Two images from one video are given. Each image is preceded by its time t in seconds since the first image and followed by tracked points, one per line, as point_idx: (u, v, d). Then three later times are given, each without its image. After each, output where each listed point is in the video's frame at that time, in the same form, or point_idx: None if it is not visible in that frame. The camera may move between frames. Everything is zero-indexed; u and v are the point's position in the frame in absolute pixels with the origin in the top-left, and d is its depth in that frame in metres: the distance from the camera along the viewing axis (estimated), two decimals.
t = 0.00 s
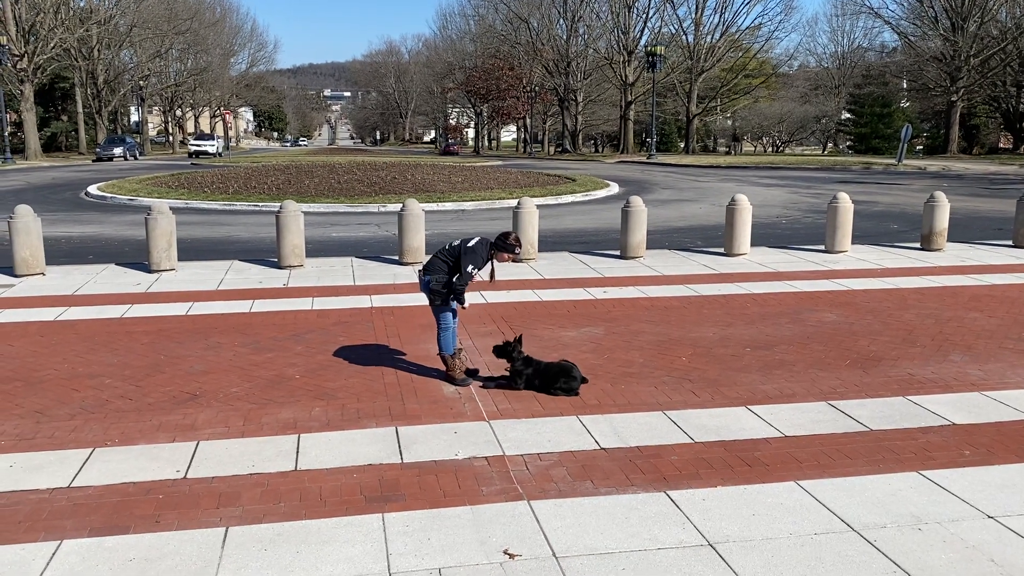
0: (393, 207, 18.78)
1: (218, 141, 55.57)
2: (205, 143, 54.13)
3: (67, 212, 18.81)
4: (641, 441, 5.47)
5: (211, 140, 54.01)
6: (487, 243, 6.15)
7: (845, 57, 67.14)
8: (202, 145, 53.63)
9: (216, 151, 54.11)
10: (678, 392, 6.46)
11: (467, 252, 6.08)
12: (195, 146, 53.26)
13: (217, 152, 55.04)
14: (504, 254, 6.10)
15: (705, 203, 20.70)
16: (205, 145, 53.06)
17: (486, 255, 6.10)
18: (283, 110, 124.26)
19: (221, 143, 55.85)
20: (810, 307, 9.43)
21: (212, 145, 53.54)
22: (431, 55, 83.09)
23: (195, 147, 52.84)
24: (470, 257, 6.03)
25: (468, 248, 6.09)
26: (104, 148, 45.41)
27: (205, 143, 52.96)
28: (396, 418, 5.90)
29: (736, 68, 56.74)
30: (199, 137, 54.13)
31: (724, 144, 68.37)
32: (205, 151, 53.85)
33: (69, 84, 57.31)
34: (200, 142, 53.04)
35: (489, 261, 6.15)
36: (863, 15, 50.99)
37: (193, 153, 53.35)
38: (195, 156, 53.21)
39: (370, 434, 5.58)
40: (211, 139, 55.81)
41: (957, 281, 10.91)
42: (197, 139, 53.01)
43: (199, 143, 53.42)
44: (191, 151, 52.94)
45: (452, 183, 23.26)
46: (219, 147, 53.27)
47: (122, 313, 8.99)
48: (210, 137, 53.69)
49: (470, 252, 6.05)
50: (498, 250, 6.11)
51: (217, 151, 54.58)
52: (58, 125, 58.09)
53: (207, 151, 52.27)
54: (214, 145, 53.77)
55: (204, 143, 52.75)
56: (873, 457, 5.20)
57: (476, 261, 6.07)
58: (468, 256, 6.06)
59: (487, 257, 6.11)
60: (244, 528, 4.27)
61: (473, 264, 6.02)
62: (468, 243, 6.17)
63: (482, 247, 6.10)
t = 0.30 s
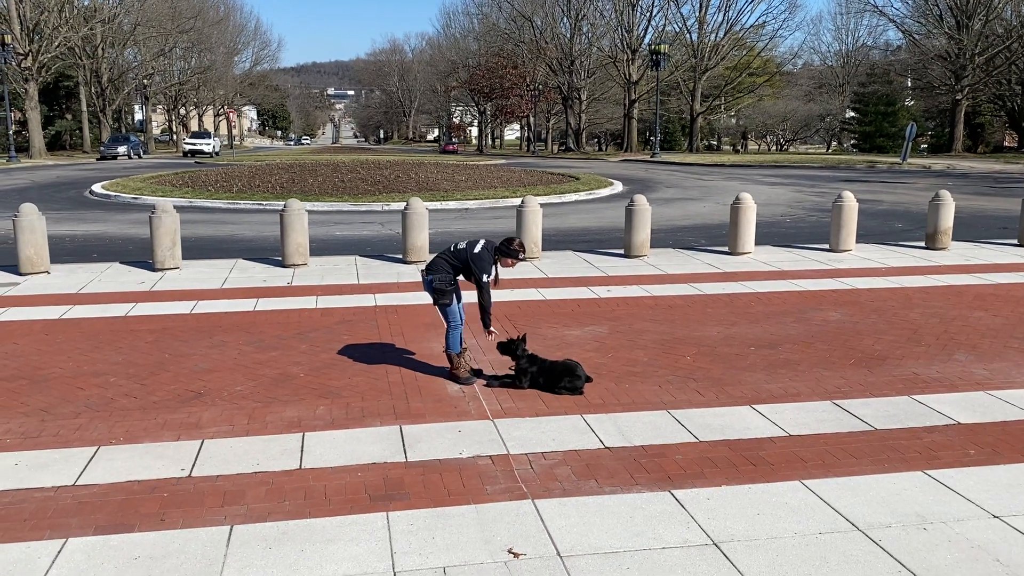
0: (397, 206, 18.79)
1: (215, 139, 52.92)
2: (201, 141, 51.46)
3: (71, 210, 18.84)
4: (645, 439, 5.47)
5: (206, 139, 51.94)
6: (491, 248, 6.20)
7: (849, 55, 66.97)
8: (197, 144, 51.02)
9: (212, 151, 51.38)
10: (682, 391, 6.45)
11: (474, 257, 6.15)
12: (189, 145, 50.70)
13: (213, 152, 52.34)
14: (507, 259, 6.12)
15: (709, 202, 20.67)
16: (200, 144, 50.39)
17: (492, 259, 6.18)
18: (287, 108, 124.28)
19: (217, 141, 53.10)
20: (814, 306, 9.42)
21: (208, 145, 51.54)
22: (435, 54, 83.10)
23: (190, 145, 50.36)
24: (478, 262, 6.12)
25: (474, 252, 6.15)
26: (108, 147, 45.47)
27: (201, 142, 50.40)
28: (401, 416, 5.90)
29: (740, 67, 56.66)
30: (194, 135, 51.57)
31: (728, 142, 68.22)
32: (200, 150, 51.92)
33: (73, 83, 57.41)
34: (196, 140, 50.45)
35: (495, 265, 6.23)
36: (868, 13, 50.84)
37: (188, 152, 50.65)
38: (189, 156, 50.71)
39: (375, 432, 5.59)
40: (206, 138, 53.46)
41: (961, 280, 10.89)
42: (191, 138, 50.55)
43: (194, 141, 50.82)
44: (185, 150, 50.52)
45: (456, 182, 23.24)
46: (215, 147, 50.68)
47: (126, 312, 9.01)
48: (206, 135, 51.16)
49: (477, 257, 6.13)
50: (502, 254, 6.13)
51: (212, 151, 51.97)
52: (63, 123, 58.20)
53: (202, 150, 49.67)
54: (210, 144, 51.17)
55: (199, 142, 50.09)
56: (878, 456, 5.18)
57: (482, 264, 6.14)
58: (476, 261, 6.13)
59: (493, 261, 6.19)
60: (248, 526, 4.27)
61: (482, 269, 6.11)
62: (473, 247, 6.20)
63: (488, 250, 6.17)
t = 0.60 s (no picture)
0: (402, 204, 18.80)
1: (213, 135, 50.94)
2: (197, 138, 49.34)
3: (76, 208, 18.87)
4: (650, 438, 5.47)
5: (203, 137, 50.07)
6: (499, 253, 6.23)
7: (854, 53, 66.82)
8: (191, 142, 48.88)
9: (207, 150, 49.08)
10: (687, 389, 6.45)
11: (481, 262, 6.17)
12: (184, 143, 48.57)
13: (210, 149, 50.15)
14: (514, 265, 6.16)
15: (714, 200, 20.66)
16: (196, 143, 48.30)
17: (500, 265, 6.22)
18: (291, 106, 124.38)
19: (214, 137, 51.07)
20: (819, 304, 9.41)
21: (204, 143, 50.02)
22: (439, 52, 83.08)
23: (185, 142, 48.29)
24: (487, 268, 6.15)
25: (482, 257, 6.17)
26: (113, 145, 45.53)
27: (196, 139, 48.24)
28: (405, 414, 5.90)
29: (744, 65, 56.53)
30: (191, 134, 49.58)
31: (732, 140, 68.15)
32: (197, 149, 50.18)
33: (78, 81, 57.49)
34: (191, 138, 48.23)
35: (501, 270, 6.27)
36: (872, 10, 50.74)
37: (183, 150, 48.47)
38: (184, 155, 48.72)
39: (379, 430, 5.59)
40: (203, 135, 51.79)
41: (967, 279, 10.87)
42: (186, 135, 48.60)
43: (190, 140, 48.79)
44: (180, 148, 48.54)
45: (460, 180, 23.26)
46: (211, 145, 48.47)
47: (131, 310, 9.03)
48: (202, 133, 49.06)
49: (485, 262, 6.16)
50: (509, 261, 6.19)
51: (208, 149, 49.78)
52: (67, 121, 58.21)
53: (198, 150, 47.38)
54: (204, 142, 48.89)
55: (193, 140, 47.79)
56: (883, 455, 5.17)
57: (490, 270, 6.16)
58: (484, 265, 6.16)
59: (500, 266, 6.23)
60: (253, 524, 4.28)
61: (491, 274, 6.15)
62: (480, 251, 6.22)
63: (495, 255, 6.21)
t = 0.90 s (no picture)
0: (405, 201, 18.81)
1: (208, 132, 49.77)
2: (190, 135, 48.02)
3: (81, 205, 18.92)
4: (654, 435, 5.47)
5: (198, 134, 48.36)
6: (501, 257, 6.20)
7: (859, 50, 66.64)
8: (186, 139, 48.25)
9: (200, 149, 47.64)
10: (690, 387, 6.45)
11: (482, 264, 6.15)
12: (177, 140, 47.27)
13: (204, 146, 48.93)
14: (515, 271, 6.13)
15: (718, 197, 20.64)
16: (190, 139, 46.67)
17: (501, 269, 6.20)
18: (295, 103, 124.44)
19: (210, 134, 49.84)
20: (823, 302, 9.39)
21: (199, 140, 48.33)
22: (443, 49, 83.03)
23: (177, 140, 46.99)
24: (487, 270, 6.13)
25: (485, 259, 6.15)
26: (117, 141, 45.58)
27: (189, 136, 46.96)
28: (409, 411, 5.91)
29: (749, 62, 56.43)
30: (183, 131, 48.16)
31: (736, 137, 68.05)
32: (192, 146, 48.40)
33: (82, 78, 57.57)
34: (185, 135, 46.85)
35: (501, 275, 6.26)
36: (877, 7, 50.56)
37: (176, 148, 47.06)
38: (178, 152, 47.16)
39: (383, 427, 5.61)
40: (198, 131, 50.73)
41: (972, 276, 10.84)
42: (179, 132, 47.31)
43: (183, 137, 47.44)
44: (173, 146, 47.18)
45: (464, 177, 23.26)
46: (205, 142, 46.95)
47: (136, 306, 9.05)
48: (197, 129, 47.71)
49: (487, 264, 6.14)
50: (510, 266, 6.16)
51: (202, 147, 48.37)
52: (72, 118, 58.33)
53: (191, 148, 45.97)
54: (197, 140, 47.44)
55: (186, 137, 46.27)
56: (887, 452, 5.17)
57: (490, 273, 6.15)
58: (485, 268, 6.14)
59: (500, 271, 6.22)
60: (257, 520, 4.29)
61: (491, 278, 6.14)
62: (483, 253, 6.19)
63: (497, 259, 6.19)
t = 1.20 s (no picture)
0: (409, 196, 18.81)
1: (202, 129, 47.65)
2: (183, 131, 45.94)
3: (86, 200, 18.96)
4: (657, 431, 5.47)
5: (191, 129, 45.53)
6: (491, 265, 6.04)
7: (864, 46, 66.37)
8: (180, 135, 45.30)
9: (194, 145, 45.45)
10: (694, 383, 6.45)
11: (471, 270, 6.01)
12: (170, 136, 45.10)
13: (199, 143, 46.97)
14: (503, 282, 5.95)
15: (722, 193, 20.61)
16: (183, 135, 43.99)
17: (489, 277, 6.04)
18: (299, 99, 124.51)
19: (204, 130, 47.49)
20: (828, 298, 9.37)
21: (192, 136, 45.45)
22: (447, 44, 82.96)
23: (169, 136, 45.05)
24: (474, 278, 5.99)
25: (473, 265, 6.02)
26: (121, 137, 45.62)
27: (181, 132, 44.93)
28: (412, 407, 5.92)
29: (753, 58, 56.34)
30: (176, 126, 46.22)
31: (741, 134, 67.90)
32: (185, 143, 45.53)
33: (87, 74, 57.68)
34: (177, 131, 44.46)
35: (490, 283, 6.09)
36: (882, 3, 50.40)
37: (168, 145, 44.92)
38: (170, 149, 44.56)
39: (387, 422, 5.62)
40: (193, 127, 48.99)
41: (977, 273, 10.81)
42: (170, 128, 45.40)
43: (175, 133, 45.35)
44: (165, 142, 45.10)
45: (468, 173, 23.25)
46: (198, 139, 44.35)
47: (141, 302, 9.07)
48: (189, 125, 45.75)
49: (474, 271, 5.99)
50: (499, 276, 5.99)
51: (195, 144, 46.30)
52: (76, 114, 58.42)
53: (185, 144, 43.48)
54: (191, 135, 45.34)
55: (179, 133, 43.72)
56: (890, 449, 5.17)
57: (477, 280, 6.01)
58: (471, 274, 6.00)
59: (488, 279, 6.05)
60: (261, 515, 4.31)
61: (478, 285, 6.00)
62: (474, 259, 6.05)
63: (486, 267, 6.03)
